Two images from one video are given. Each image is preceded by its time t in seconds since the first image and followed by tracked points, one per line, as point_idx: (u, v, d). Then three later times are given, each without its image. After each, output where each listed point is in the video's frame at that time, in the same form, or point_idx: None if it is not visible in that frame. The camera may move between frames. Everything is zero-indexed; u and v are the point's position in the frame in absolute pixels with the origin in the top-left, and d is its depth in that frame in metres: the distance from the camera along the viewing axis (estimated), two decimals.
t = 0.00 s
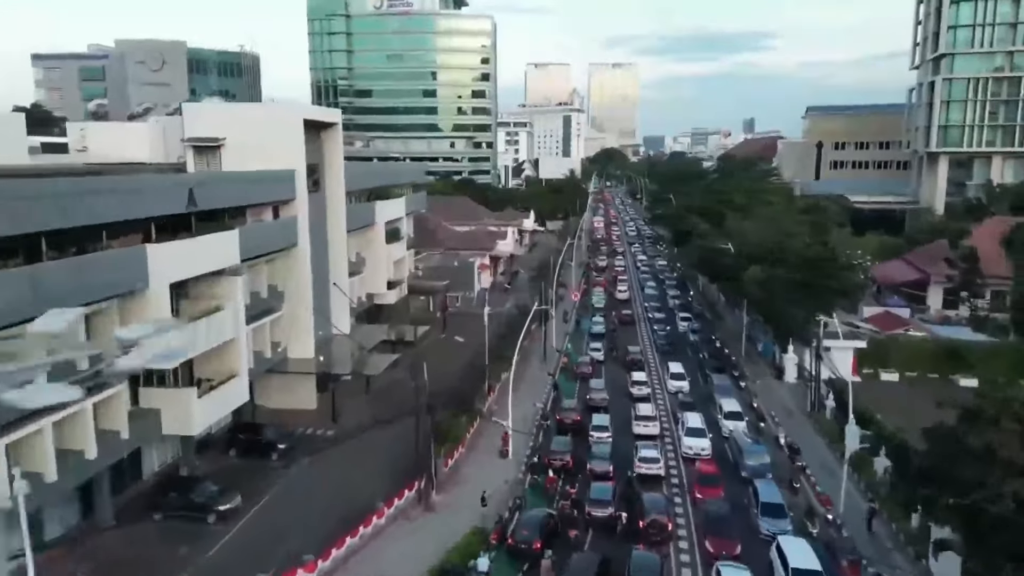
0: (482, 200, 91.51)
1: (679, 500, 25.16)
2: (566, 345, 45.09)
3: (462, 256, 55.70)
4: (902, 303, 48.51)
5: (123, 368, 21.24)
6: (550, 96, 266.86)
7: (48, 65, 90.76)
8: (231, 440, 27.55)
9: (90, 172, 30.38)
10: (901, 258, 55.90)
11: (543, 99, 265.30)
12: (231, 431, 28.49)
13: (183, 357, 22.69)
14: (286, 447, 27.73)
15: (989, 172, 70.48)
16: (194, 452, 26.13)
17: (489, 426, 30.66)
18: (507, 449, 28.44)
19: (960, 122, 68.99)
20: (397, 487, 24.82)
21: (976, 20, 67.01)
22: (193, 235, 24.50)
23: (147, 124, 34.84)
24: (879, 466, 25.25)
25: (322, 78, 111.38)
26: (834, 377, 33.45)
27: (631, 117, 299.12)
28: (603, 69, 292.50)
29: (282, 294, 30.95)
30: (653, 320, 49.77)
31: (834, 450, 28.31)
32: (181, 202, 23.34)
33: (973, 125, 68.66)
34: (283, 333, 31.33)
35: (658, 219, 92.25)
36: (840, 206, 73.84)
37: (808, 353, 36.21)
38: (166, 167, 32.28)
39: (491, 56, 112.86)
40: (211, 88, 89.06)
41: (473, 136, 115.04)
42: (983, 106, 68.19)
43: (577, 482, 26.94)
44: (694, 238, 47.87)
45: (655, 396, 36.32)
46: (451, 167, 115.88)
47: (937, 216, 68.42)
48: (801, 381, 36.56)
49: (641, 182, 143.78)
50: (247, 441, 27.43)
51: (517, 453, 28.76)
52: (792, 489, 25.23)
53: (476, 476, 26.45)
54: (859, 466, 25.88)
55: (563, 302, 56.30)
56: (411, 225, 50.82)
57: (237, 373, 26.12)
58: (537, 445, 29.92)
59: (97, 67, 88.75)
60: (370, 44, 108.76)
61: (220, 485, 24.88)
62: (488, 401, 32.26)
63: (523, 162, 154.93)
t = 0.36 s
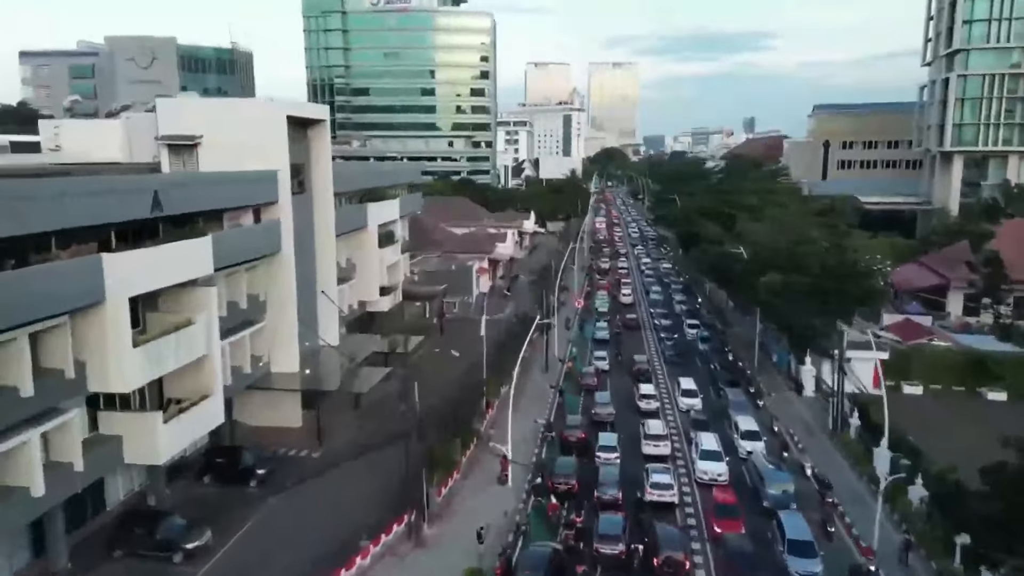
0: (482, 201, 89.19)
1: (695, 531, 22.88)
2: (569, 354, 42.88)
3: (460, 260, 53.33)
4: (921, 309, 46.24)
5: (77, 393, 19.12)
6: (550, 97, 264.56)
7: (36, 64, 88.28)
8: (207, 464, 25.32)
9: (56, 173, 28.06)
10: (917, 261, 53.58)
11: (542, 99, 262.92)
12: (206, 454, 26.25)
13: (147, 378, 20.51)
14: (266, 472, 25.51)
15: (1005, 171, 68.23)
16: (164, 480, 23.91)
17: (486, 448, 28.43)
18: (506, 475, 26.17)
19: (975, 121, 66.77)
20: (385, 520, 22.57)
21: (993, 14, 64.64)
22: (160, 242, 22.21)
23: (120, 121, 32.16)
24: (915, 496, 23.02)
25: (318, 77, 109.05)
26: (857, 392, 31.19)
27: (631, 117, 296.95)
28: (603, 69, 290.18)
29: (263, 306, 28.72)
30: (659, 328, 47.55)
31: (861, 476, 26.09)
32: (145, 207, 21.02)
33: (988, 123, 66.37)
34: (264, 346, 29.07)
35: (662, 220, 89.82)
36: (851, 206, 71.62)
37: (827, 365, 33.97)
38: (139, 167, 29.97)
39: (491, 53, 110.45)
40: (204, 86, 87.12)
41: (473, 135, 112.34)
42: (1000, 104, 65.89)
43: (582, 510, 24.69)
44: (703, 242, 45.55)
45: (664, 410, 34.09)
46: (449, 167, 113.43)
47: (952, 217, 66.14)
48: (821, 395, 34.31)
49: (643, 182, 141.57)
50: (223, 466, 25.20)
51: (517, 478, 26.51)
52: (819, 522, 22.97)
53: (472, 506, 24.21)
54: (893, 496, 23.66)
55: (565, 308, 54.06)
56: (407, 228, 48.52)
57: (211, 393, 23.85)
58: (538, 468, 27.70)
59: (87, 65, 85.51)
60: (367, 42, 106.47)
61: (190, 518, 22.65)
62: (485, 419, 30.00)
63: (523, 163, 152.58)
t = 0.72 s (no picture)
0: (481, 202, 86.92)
1: (715, 572, 20.56)
2: (573, 365, 40.65)
3: (457, 263, 50.90)
4: (943, 316, 44.00)
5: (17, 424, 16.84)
6: (550, 96, 262.20)
7: (23, 61, 86.17)
8: (176, 495, 23.07)
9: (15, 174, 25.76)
10: (937, 265, 51.30)
11: (542, 99, 260.59)
12: (177, 483, 23.94)
13: (100, 405, 18.21)
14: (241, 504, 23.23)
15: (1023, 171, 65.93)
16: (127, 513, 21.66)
17: (484, 474, 26.15)
18: (505, 504, 23.89)
19: (991, 119, 64.47)
20: (370, 560, 20.27)
21: (1011, 8, 62.27)
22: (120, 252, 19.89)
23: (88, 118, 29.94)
24: (958, 531, 20.74)
25: (314, 74, 106.71)
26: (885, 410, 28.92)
27: (632, 116, 294.88)
28: (603, 68, 287.89)
29: (241, 318, 26.49)
30: (667, 336, 45.33)
31: (895, 506, 23.80)
32: (99, 213, 18.66)
33: (1005, 122, 64.05)
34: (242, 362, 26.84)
35: (666, 221, 87.45)
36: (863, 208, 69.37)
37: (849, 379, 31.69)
38: (107, 167, 27.69)
39: (490, 51, 108.24)
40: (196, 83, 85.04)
41: (472, 134, 109.84)
42: (1017, 101, 63.56)
43: (590, 544, 22.40)
44: (712, 246, 43.27)
45: (675, 429, 31.82)
46: (448, 167, 110.17)
47: (968, 219, 63.81)
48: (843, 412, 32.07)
49: (645, 182, 139.43)
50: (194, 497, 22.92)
51: (517, 508, 24.24)
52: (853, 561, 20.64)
53: (468, 543, 21.92)
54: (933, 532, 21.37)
55: (567, 315, 51.72)
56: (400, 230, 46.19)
57: (179, 418, 21.57)
58: (539, 496, 25.34)
59: (76, 63, 83.51)
60: (364, 39, 104.12)
61: (152, 560, 20.37)
62: (483, 441, 27.74)
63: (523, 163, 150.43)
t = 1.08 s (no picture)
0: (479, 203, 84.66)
1: None
2: (576, 377, 38.40)
3: (454, 268, 48.65)
4: (966, 324, 41.74)
5: None
6: (550, 96, 259.95)
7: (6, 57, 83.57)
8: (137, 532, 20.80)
9: None
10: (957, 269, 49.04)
11: (542, 99, 258.34)
12: (140, 518, 21.69)
13: (37, 441, 15.87)
14: (209, 541, 20.94)
15: None
16: (80, 555, 19.40)
17: (481, 505, 23.84)
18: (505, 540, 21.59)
19: (1008, 117, 62.16)
20: None
21: None
22: (64, 264, 17.51)
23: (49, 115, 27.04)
24: None
25: (309, 72, 104.16)
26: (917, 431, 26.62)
27: (632, 115, 292.41)
28: (603, 67, 285.63)
29: (214, 334, 24.16)
30: (675, 345, 43.09)
31: (936, 544, 21.48)
32: (37, 219, 16.27)
33: None
34: (216, 383, 24.52)
35: (670, 223, 85.13)
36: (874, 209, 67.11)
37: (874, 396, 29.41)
38: (69, 167, 25.40)
39: (489, 49, 106.15)
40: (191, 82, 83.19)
41: (470, 133, 107.56)
42: None
43: None
44: (724, 249, 40.91)
45: (688, 449, 29.53)
46: (447, 167, 108.11)
47: (985, 220, 61.48)
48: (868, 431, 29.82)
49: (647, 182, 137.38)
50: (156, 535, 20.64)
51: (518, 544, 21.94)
52: None
53: None
54: None
55: (569, 322, 49.44)
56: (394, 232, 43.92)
57: (138, 448, 19.25)
58: (540, 530, 23.05)
59: (62, 59, 81.84)
60: (361, 35, 101.65)
61: None
62: (477, 466, 25.44)
63: (523, 163, 148.10)
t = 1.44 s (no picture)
0: (477, 204, 82.57)
1: None
2: (580, 389, 36.21)
3: (450, 273, 46.33)
4: (991, 333, 39.48)
5: None
6: (550, 95, 257.60)
7: None
8: None
9: None
10: (978, 274, 46.74)
11: (542, 97, 255.92)
12: (93, 562, 19.46)
13: None
14: None
15: None
16: None
17: (474, 543, 21.54)
18: None
19: None
20: None
21: None
22: None
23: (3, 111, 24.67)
24: None
25: (304, 70, 102.07)
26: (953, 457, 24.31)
27: (633, 115, 290.05)
28: (604, 65, 283.07)
29: (180, 351, 21.83)
30: (683, 355, 40.90)
31: None
32: None
33: None
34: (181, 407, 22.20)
35: (675, 224, 82.74)
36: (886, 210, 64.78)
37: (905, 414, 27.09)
38: (21, 169, 23.06)
39: (489, 45, 103.36)
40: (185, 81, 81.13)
41: (469, 132, 104.85)
42: None
43: None
44: (736, 254, 38.53)
45: (700, 472, 27.38)
46: (445, 167, 105.44)
47: (1004, 222, 59.13)
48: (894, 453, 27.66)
49: (649, 181, 135.28)
50: None
51: None
52: None
53: None
54: None
55: (570, 330, 47.08)
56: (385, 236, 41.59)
57: (85, 488, 16.95)
58: (541, 570, 20.71)
59: (48, 57, 79.22)
60: (357, 32, 99.34)
61: None
62: (471, 498, 23.13)
63: (523, 163, 145.67)
